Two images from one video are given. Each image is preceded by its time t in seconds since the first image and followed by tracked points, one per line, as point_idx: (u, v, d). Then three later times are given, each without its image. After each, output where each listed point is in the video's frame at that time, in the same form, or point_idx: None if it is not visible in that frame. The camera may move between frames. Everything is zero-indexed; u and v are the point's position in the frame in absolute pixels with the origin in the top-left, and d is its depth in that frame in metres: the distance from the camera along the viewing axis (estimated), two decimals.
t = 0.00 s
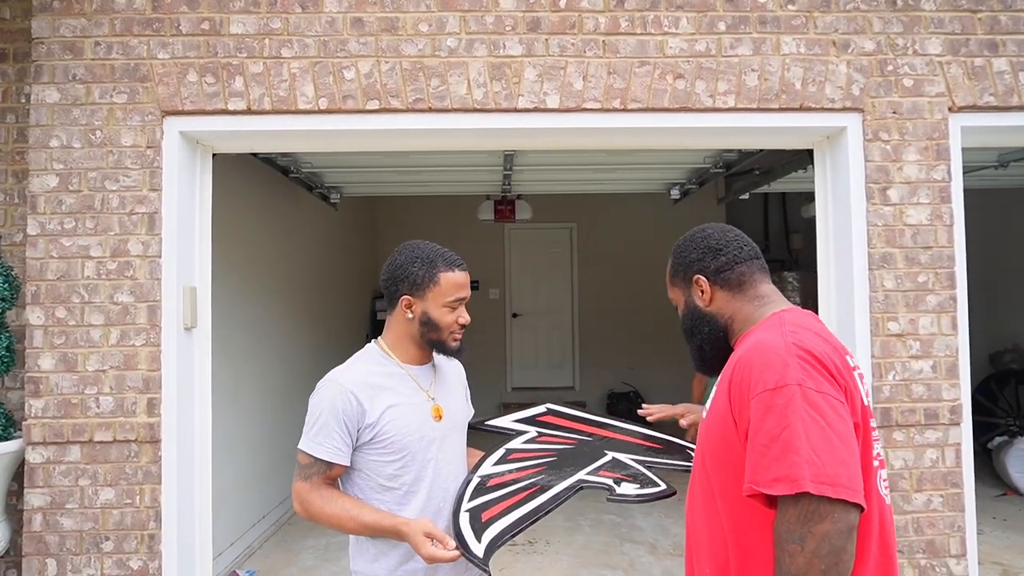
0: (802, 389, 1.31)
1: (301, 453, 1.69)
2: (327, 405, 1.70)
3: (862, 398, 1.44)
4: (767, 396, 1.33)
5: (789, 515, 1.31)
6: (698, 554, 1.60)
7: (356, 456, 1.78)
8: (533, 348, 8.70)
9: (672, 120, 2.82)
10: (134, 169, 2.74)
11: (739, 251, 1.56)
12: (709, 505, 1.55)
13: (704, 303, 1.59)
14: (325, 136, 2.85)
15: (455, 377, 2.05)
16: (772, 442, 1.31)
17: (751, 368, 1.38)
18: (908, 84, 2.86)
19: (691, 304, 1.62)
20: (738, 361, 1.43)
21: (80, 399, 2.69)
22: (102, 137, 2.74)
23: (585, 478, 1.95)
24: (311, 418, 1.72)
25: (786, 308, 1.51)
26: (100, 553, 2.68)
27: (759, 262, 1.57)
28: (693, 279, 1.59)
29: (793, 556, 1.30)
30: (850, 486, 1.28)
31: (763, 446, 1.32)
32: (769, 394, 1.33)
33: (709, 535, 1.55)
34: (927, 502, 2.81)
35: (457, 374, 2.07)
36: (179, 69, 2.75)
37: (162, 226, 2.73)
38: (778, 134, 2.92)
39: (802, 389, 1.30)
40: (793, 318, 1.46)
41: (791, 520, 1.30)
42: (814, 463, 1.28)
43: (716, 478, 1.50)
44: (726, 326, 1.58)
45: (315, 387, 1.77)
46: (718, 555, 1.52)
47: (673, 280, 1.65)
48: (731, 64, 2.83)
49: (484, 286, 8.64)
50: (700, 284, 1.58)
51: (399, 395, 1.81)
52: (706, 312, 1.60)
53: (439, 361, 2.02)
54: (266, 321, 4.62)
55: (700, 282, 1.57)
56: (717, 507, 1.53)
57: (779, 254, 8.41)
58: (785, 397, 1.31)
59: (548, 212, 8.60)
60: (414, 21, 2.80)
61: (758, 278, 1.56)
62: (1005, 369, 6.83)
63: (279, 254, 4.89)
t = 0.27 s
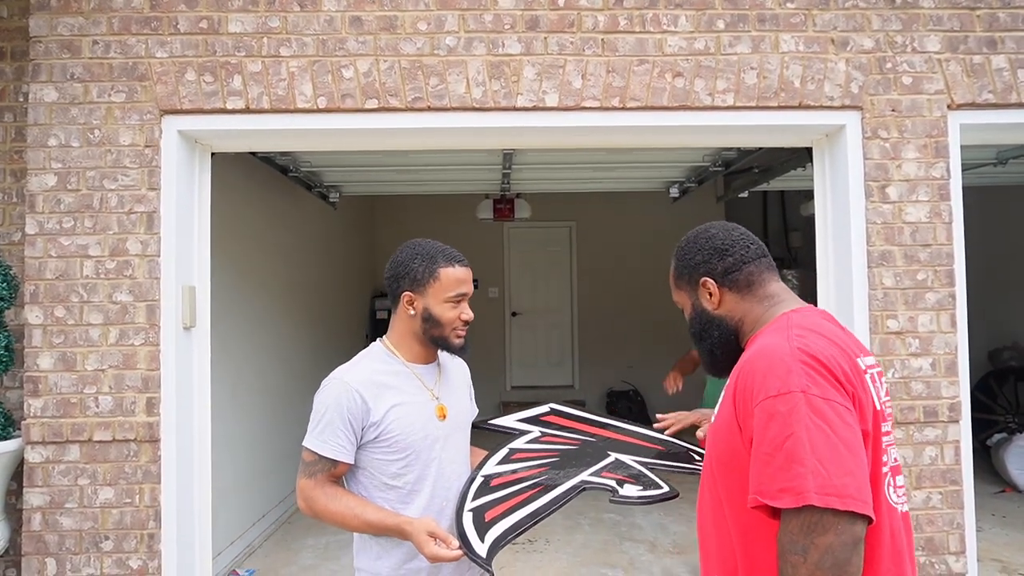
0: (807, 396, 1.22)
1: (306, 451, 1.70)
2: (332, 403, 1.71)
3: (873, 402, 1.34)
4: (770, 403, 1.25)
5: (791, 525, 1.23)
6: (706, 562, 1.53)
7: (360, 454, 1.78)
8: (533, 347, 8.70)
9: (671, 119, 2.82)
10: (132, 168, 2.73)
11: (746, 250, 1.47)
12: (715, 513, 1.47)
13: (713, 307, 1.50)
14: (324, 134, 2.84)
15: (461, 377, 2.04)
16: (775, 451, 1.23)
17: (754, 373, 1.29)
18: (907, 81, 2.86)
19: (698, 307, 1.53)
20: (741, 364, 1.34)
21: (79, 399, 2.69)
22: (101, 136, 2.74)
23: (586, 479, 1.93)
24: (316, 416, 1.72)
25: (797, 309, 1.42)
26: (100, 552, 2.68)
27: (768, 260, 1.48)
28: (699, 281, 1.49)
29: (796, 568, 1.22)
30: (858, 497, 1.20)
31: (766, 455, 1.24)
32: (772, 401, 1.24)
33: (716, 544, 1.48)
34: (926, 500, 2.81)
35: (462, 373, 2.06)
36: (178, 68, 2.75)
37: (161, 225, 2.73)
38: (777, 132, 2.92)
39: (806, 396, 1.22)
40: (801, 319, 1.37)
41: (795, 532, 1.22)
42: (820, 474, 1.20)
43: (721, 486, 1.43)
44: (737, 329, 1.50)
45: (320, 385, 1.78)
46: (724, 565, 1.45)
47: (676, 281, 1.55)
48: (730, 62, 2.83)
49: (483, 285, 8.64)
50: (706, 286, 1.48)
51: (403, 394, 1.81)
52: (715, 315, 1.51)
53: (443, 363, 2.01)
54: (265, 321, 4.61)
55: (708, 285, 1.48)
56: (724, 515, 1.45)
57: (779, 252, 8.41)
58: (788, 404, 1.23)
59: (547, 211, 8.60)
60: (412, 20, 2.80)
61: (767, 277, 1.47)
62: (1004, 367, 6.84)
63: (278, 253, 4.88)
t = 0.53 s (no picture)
0: (808, 405, 1.19)
1: (309, 449, 1.71)
2: (334, 402, 1.72)
3: (885, 411, 1.29)
4: (770, 412, 1.22)
5: (790, 536, 1.20)
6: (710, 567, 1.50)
7: (362, 453, 1.79)
8: (532, 347, 8.70)
9: (670, 118, 2.82)
10: (131, 168, 2.73)
11: (760, 247, 1.45)
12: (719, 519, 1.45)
13: (722, 304, 1.49)
14: (322, 134, 2.84)
15: (465, 375, 2.04)
16: (775, 461, 1.21)
17: (756, 380, 1.27)
18: (906, 80, 2.85)
19: (708, 304, 1.51)
20: (745, 370, 1.32)
21: (79, 399, 2.68)
22: (99, 136, 2.74)
23: (589, 481, 1.87)
24: (318, 415, 1.73)
25: (810, 309, 1.41)
26: (99, 553, 2.68)
27: (779, 257, 1.47)
28: (711, 278, 1.48)
29: None
30: (859, 511, 1.16)
31: (766, 465, 1.22)
32: (773, 410, 1.22)
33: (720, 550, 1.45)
34: (926, 499, 2.81)
35: (466, 372, 2.06)
36: (176, 68, 2.75)
37: (159, 225, 2.73)
38: (777, 131, 2.92)
39: (807, 405, 1.19)
40: (809, 322, 1.33)
41: (793, 542, 1.19)
42: (818, 487, 1.17)
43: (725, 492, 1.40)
44: (747, 328, 1.49)
45: (323, 383, 1.79)
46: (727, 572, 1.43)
47: (687, 277, 1.54)
48: (729, 61, 2.82)
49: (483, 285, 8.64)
50: (717, 284, 1.47)
51: (405, 393, 1.81)
52: (724, 313, 1.49)
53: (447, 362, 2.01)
54: (265, 321, 4.61)
55: (718, 281, 1.47)
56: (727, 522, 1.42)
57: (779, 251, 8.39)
58: (788, 414, 1.20)
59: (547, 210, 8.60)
60: (411, 19, 2.80)
61: (779, 277, 1.46)
62: (1003, 366, 6.83)
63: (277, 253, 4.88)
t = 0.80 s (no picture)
0: (815, 410, 1.18)
1: (311, 448, 1.71)
2: (335, 402, 1.72)
3: (888, 413, 1.29)
4: (776, 418, 1.21)
5: (799, 544, 1.19)
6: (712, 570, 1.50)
7: (363, 453, 1.79)
8: (532, 346, 8.70)
9: (668, 117, 2.82)
10: (129, 168, 2.73)
11: (759, 246, 1.44)
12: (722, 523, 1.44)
13: (722, 305, 1.49)
14: (321, 134, 2.84)
15: (467, 374, 2.04)
16: (782, 469, 1.20)
17: (760, 385, 1.26)
18: (905, 79, 2.86)
19: (707, 304, 1.51)
20: (748, 374, 1.31)
21: (77, 400, 2.68)
22: (97, 136, 2.74)
23: (590, 482, 1.86)
24: (320, 415, 1.73)
25: (812, 309, 1.40)
26: (98, 553, 2.67)
27: (780, 256, 1.46)
28: (709, 278, 1.48)
29: None
30: (869, 519, 1.15)
31: (772, 472, 1.21)
32: (779, 415, 1.21)
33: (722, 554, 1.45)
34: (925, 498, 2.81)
35: (468, 370, 2.06)
36: (174, 68, 2.74)
37: (157, 226, 2.72)
38: (776, 131, 2.92)
39: (814, 411, 1.18)
40: (811, 324, 1.33)
41: (802, 551, 1.18)
42: (827, 495, 1.16)
43: (727, 497, 1.39)
44: (746, 329, 1.49)
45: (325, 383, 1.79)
46: None
47: (686, 276, 1.54)
48: (728, 61, 2.83)
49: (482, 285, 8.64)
50: (716, 284, 1.47)
51: (406, 393, 1.81)
52: (723, 314, 1.49)
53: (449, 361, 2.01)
54: (263, 321, 4.60)
55: (717, 282, 1.46)
56: (728, 527, 1.42)
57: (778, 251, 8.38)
58: (796, 420, 1.19)
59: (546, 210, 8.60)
60: (410, 19, 2.80)
61: (780, 277, 1.45)
62: (1002, 365, 6.84)
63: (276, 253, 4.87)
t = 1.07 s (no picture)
0: (813, 413, 1.18)
1: (313, 447, 1.71)
2: (337, 401, 1.72)
3: (885, 415, 1.29)
4: (774, 421, 1.21)
5: (796, 548, 1.18)
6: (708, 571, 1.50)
7: (365, 452, 1.79)
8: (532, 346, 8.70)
9: (668, 117, 2.83)
10: (129, 168, 2.73)
11: (754, 247, 1.42)
12: (718, 525, 1.44)
13: (717, 305, 1.49)
14: (321, 134, 2.84)
15: (468, 373, 2.04)
16: (779, 472, 1.20)
17: (757, 387, 1.26)
18: (904, 79, 2.86)
19: (703, 303, 1.51)
20: (744, 376, 1.31)
21: (78, 400, 2.68)
22: (97, 137, 2.74)
23: (590, 481, 1.86)
24: (322, 414, 1.74)
25: (810, 309, 1.42)
26: (98, 553, 2.67)
27: (776, 256, 1.45)
28: (704, 279, 1.47)
29: None
30: (868, 523, 1.15)
31: (769, 475, 1.21)
32: (776, 418, 1.21)
33: (718, 555, 1.45)
34: (925, 497, 2.82)
35: (470, 368, 2.06)
36: (174, 68, 2.74)
37: (157, 226, 2.72)
38: (775, 130, 2.92)
39: (812, 413, 1.18)
40: (807, 325, 1.33)
41: (799, 555, 1.18)
42: (825, 499, 1.16)
43: (723, 499, 1.39)
44: (741, 329, 1.49)
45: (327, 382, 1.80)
46: None
47: (682, 274, 1.53)
48: (728, 60, 2.83)
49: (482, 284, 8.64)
50: (711, 284, 1.46)
51: (408, 392, 1.81)
52: (719, 313, 1.50)
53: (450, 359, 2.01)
54: (263, 321, 4.60)
55: (711, 282, 1.46)
56: (725, 528, 1.42)
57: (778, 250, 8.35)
58: (793, 422, 1.19)
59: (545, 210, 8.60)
60: (409, 19, 2.80)
61: (775, 277, 1.44)
62: (1002, 364, 6.84)
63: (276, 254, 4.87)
